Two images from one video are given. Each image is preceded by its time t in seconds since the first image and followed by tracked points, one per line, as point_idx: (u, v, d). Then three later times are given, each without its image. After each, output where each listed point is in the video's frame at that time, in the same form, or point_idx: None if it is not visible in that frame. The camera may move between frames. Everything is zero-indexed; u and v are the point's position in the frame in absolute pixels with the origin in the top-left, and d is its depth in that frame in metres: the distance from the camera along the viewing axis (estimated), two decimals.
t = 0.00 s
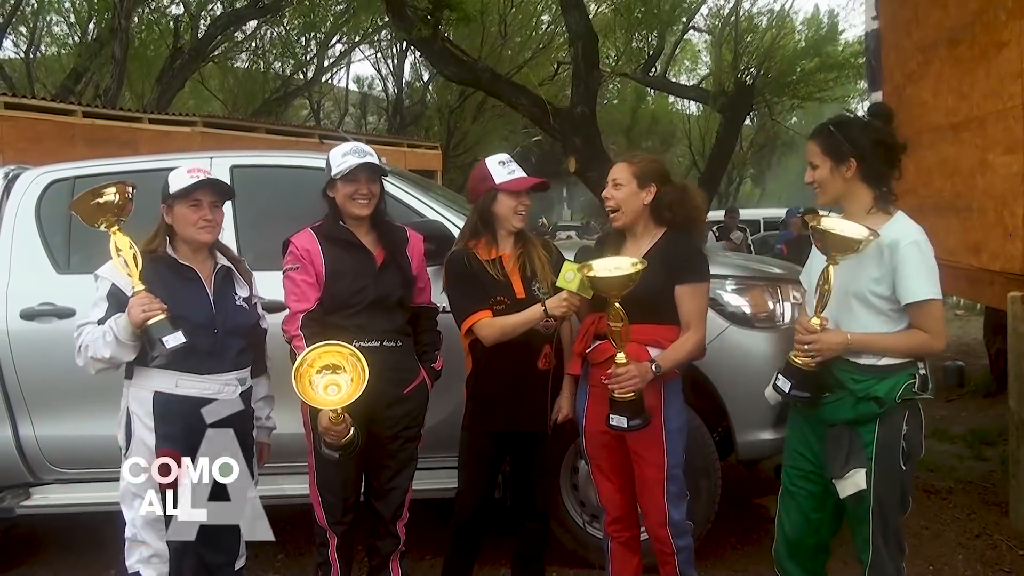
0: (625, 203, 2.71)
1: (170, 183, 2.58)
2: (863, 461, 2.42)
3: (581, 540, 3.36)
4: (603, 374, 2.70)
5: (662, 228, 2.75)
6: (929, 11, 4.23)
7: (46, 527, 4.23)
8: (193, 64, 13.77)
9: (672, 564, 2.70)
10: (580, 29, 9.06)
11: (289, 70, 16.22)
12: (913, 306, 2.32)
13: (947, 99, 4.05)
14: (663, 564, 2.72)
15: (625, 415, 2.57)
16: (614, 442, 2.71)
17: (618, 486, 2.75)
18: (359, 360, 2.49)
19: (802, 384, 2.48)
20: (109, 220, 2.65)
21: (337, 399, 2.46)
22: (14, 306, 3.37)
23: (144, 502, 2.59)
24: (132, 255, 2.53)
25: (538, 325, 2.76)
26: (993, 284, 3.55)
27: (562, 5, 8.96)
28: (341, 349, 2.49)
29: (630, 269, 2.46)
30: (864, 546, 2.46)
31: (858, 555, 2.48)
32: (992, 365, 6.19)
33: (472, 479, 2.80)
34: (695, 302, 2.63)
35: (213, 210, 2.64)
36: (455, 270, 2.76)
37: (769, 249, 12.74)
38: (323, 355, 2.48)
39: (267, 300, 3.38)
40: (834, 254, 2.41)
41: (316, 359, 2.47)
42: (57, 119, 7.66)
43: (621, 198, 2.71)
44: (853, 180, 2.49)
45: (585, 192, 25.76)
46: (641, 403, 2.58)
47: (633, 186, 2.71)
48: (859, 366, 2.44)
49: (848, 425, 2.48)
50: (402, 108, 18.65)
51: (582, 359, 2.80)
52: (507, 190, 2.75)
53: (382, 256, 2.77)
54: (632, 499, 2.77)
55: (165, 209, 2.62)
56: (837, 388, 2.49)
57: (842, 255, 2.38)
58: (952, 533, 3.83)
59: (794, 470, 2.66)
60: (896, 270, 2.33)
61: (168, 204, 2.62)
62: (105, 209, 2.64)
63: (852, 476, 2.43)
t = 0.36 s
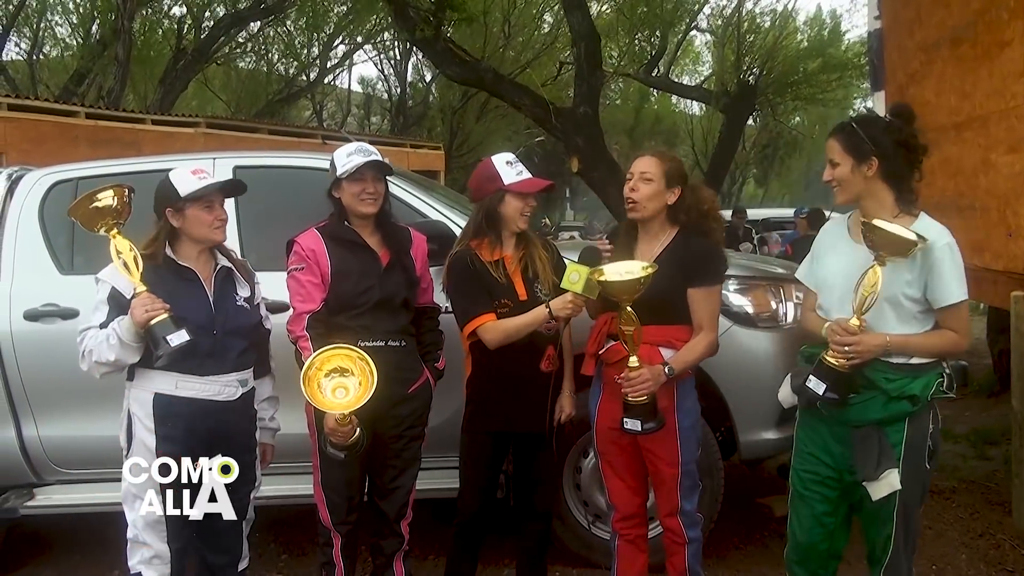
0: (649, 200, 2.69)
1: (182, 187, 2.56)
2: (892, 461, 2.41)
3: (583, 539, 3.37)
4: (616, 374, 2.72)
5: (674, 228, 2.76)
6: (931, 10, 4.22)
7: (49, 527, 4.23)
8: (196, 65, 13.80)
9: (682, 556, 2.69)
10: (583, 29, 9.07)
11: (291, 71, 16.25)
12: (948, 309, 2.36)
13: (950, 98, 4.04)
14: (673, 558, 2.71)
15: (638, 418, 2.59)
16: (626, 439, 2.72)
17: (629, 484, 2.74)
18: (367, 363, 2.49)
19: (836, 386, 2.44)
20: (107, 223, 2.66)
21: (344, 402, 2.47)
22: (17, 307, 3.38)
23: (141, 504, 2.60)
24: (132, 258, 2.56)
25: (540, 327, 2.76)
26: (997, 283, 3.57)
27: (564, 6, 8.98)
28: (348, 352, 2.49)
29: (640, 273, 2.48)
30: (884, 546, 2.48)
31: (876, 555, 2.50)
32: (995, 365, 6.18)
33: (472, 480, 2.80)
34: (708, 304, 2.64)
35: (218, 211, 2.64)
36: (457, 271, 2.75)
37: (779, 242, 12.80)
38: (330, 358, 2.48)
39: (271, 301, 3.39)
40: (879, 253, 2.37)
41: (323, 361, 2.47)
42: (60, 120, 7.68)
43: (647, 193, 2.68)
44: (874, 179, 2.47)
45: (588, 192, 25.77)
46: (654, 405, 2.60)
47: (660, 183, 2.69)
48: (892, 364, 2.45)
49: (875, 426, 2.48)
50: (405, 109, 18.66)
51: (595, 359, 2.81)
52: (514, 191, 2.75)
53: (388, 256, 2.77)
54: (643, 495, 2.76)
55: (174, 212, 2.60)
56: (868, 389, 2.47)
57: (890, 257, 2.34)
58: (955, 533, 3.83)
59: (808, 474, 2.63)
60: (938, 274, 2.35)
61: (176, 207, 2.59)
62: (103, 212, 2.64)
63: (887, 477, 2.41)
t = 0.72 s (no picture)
0: (661, 199, 2.68)
1: (194, 187, 2.57)
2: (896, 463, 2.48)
3: (587, 539, 3.36)
4: (623, 373, 2.73)
5: (683, 225, 2.76)
6: (934, 8, 4.21)
7: (52, 527, 4.24)
8: (198, 65, 13.82)
9: (688, 552, 2.77)
10: (585, 28, 9.07)
11: (294, 70, 16.27)
12: (943, 304, 2.40)
13: (953, 96, 4.03)
14: (678, 553, 2.78)
15: (649, 420, 2.59)
16: (631, 439, 2.73)
17: (636, 488, 2.70)
18: (371, 362, 2.51)
19: (840, 388, 2.41)
20: (112, 223, 2.67)
21: (349, 402, 2.48)
22: (19, 306, 3.38)
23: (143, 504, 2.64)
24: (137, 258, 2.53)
25: (542, 325, 2.76)
26: (1000, 282, 3.55)
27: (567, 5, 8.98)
28: (353, 351, 2.51)
29: (652, 273, 2.50)
30: (887, 545, 2.56)
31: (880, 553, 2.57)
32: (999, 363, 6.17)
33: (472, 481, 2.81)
34: (715, 304, 2.64)
35: (228, 211, 2.64)
36: (459, 268, 2.76)
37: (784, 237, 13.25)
38: (335, 358, 2.49)
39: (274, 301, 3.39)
40: (880, 251, 2.38)
41: (328, 361, 2.48)
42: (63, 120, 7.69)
43: (659, 190, 2.67)
44: (869, 181, 2.48)
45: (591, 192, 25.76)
46: (664, 408, 2.61)
47: (672, 181, 2.68)
48: (891, 362, 2.46)
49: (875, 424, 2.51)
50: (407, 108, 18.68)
51: (602, 358, 2.80)
52: (514, 190, 2.74)
53: (390, 255, 2.78)
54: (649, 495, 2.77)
55: (185, 212, 2.60)
56: (867, 388, 2.48)
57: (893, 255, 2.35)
58: (959, 531, 3.82)
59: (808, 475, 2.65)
60: (936, 270, 2.38)
61: (189, 208, 2.59)
62: (111, 211, 2.66)
63: (890, 474, 2.49)
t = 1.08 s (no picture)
0: (669, 197, 2.68)
1: (204, 186, 2.57)
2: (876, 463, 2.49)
3: (590, 539, 3.36)
4: (626, 373, 2.73)
5: (691, 227, 2.77)
6: (936, 7, 4.20)
7: (53, 525, 4.25)
8: (199, 64, 13.81)
9: (688, 553, 2.76)
10: (586, 27, 9.06)
11: (295, 69, 16.27)
12: (911, 301, 2.48)
13: (954, 95, 4.03)
14: (679, 554, 2.77)
15: (649, 420, 2.60)
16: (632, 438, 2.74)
17: (635, 486, 2.70)
18: (362, 361, 2.50)
19: (818, 381, 2.42)
20: (122, 220, 2.66)
21: (340, 401, 2.48)
22: (20, 304, 3.39)
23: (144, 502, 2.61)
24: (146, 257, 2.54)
25: (540, 324, 2.77)
26: (1000, 282, 3.56)
27: (568, 4, 8.97)
28: (344, 351, 2.50)
29: (654, 276, 2.49)
30: (868, 543, 2.57)
31: (863, 550, 2.58)
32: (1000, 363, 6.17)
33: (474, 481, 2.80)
34: (718, 306, 2.64)
35: (236, 210, 2.64)
36: (456, 267, 2.77)
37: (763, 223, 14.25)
38: (326, 357, 2.49)
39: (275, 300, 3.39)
40: (858, 246, 2.40)
41: (318, 361, 2.49)
42: (64, 119, 7.68)
43: (670, 189, 2.67)
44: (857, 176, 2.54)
45: (592, 191, 25.75)
46: (664, 409, 2.62)
47: (681, 181, 2.69)
48: (870, 358, 2.50)
49: (852, 419, 2.54)
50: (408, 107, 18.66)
51: (604, 357, 2.81)
52: (513, 188, 2.74)
53: (390, 254, 2.78)
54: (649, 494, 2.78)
55: (193, 211, 2.60)
56: (843, 383, 2.52)
57: (871, 249, 2.38)
58: (959, 530, 3.82)
59: (787, 471, 2.64)
60: (907, 266, 2.44)
61: (198, 206, 2.59)
62: (121, 208, 2.66)
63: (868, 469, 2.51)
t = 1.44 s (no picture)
0: (684, 198, 2.67)
1: (206, 187, 2.57)
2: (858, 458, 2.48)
3: (589, 539, 3.34)
4: (632, 372, 2.73)
5: (694, 224, 2.77)
6: (936, 7, 4.20)
7: (53, 527, 4.24)
8: (198, 65, 13.81)
9: (690, 554, 2.74)
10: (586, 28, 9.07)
11: (294, 70, 16.27)
12: (884, 299, 2.51)
13: (953, 95, 4.03)
14: (680, 555, 2.75)
15: (652, 418, 2.60)
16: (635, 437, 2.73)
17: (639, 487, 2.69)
18: (355, 361, 2.50)
19: (809, 373, 2.40)
20: (127, 223, 2.67)
21: (334, 402, 2.49)
22: (20, 305, 3.39)
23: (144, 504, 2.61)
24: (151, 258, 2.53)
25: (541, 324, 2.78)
26: (1000, 281, 3.56)
27: (568, 5, 8.97)
28: (337, 351, 2.50)
29: (658, 273, 2.50)
30: (851, 540, 2.59)
31: (846, 548, 2.60)
32: (1000, 363, 6.17)
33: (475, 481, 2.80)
34: (720, 306, 2.66)
35: (237, 211, 2.64)
36: (456, 267, 2.76)
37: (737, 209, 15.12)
38: (318, 357, 2.49)
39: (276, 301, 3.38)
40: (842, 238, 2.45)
41: (311, 361, 2.49)
42: (63, 120, 7.67)
43: (684, 191, 2.66)
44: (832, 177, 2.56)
45: (592, 191, 25.74)
46: (667, 406, 2.62)
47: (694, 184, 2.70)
48: (850, 354, 2.51)
49: (833, 415, 2.54)
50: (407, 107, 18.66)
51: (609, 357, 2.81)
52: (510, 189, 2.75)
53: (390, 255, 2.78)
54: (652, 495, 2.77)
55: (195, 212, 2.59)
56: (824, 380, 2.51)
57: (855, 241, 2.42)
58: (959, 531, 3.82)
59: (769, 471, 2.60)
60: (883, 263, 2.49)
61: (199, 208, 2.59)
62: (124, 210, 2.66)
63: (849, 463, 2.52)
